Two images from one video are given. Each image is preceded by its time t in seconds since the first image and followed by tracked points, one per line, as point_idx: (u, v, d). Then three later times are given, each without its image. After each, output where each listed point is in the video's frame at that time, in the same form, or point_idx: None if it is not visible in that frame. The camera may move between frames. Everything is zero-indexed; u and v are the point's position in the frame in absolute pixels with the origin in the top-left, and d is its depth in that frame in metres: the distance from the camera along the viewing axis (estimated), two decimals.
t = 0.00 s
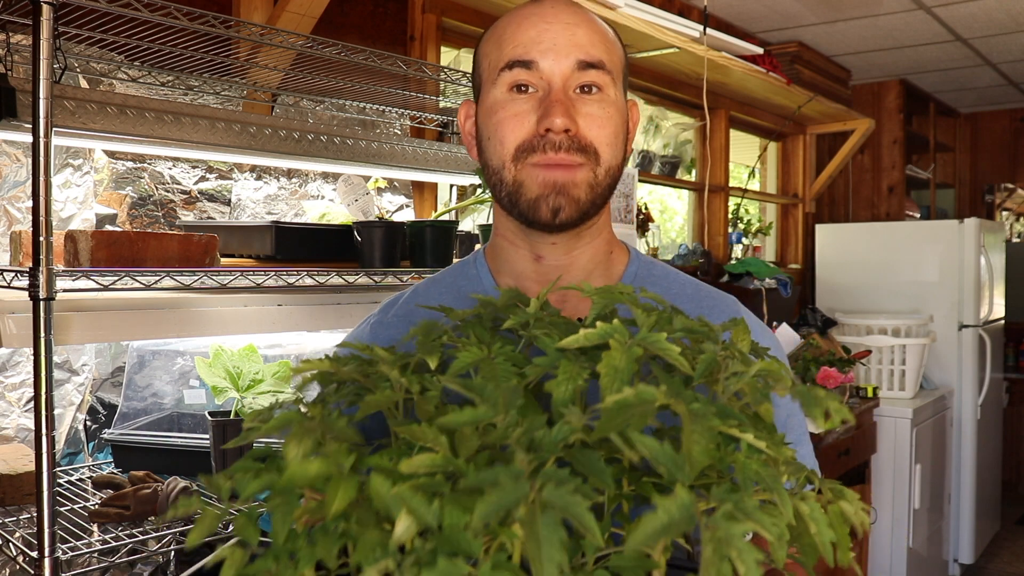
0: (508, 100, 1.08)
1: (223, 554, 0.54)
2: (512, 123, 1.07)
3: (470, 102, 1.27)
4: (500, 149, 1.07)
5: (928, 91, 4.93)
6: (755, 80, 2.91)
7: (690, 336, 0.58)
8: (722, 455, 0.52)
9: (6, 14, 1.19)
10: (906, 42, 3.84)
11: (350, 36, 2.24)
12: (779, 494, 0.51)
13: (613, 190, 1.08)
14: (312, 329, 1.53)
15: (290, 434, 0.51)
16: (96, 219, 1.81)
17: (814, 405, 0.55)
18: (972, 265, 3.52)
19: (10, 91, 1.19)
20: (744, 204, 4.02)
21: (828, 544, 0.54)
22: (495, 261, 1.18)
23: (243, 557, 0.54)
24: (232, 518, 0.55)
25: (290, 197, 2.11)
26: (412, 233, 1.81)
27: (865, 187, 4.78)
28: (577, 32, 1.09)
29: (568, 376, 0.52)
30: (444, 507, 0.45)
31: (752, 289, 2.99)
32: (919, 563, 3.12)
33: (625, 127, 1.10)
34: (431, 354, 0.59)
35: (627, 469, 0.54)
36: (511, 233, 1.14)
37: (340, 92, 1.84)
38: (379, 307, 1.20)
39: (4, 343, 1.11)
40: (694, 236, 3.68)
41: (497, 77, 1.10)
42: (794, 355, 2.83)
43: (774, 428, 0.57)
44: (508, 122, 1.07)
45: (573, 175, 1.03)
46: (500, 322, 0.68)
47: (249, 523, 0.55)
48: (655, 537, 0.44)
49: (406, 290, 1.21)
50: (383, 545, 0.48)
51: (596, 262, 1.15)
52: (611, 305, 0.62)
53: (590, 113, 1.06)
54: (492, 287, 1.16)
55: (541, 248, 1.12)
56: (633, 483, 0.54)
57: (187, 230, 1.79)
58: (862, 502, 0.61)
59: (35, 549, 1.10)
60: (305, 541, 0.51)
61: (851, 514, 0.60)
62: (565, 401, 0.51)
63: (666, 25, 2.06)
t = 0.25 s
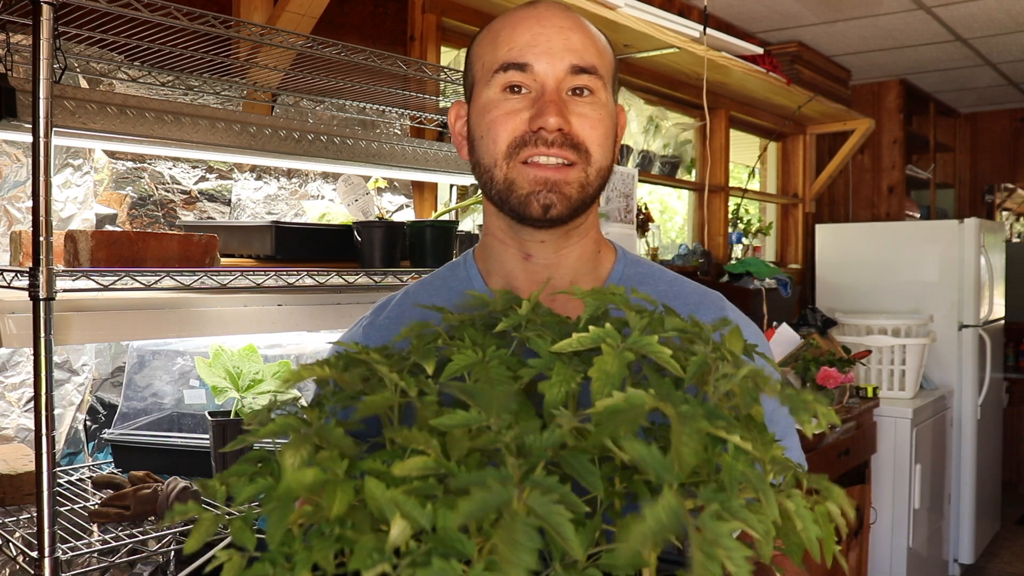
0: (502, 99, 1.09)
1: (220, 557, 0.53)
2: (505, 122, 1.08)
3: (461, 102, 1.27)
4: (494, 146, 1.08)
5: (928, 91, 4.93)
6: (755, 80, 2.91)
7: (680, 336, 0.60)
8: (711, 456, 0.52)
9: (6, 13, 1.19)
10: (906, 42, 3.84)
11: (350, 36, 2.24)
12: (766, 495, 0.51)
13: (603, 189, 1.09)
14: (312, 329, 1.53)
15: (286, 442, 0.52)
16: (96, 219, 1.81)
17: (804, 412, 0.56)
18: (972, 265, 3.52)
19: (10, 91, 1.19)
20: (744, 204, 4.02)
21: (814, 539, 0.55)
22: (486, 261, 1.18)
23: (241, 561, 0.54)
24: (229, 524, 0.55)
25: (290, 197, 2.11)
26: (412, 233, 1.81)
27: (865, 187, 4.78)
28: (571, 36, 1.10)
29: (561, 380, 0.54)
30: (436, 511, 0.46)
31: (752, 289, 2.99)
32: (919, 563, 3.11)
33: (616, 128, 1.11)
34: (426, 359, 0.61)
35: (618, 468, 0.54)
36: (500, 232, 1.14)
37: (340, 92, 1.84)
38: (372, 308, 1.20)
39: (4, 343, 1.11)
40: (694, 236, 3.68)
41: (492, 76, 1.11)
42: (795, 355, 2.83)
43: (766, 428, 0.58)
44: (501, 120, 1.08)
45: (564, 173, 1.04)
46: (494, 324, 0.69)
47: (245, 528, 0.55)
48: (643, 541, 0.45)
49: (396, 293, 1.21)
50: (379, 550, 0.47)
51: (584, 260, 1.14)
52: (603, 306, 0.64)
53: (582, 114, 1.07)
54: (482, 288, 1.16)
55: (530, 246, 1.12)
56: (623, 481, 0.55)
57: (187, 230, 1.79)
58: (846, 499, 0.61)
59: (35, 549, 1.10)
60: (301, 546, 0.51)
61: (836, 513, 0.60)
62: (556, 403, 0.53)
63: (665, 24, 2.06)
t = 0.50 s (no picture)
0: (489, 101, 1.09)
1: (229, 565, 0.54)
2: (493, 123, 1.08)
3: (448, 103, 1.27)
4: (481, 147, 1.08)
5: (928, 91, 4.93)
6: (755, 80, 2.91)
7: (673, 342, 0.61)
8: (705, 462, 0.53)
9: (6, 13, 1.19)
10: (906, 42, 3.84)
11: (350, 36, 2.24)
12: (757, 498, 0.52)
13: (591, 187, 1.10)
14: (312, 328, 1.55)
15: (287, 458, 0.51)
16: (96, 219, 1.81)
17: (792, 416, 0.58)
18: (972, 265, 3.52)
19: (10, 91, 1.19)
20: (744, 204, 4.02)
21: (804, 539, 0.56)
22: (476, 261, 1.18)
23: (248, 567, 0.54)
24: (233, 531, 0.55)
25: (290, 197, 2.11)
26: (412, 233, 1.81)
27: (865, 187, 4.78)
28: (556, 37, 1.09)
29: (558, 393, 0.55)
30: (438, 523, 0.47)
31: (752, 289, 2.99)
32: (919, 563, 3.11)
33: (601, 126, 1.11)
34: (424, 368, 0.59)
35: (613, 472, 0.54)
36: (490, 233, 1.14)
37: (340, 92, 1.84)
38: (362, 312, 1.21)
39: (4, 343, 1.11)
40: (694, 236, 3.68)
41: (477, 77, 1.11)
42: (795, 355, 2.83)
43: (755, 429, 0.60)
44: (489, 120, 1.08)
45: (552, 172, 1.04)
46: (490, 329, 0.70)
47: (252, 535, 0.55)
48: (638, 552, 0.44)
49: (388, 294, 1.21)
50: (386, 561, 0.48)
51: (574, 258, 1.15)
52: (597, 313, 0.65)
53: (568, 113, 1.07)
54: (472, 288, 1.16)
55: (519, 245, 1.12)
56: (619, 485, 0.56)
57: (187, 230, 1.79)
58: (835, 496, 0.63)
59: (35, 549, 1.10)
60: (307, 553, 0.52)
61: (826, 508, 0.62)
62: (556, 415, 0.54)
63: (666, 24, 2.06)
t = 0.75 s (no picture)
0: (478, 104, 1.10)
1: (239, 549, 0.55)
2: (483, 126, 1.09)
3: (440, 107, 1.28)
4: (472, 152, 1.09)
5: (928, 91, 4.93)
6: (755, 80, 2.91)
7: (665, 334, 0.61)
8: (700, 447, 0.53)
9: (6, 13, 1.19)
10: (906, 42, 3.84)
11: (350, 37, 2.24)
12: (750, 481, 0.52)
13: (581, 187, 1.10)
14: (312, 328, 1.55)
15: (295, 446, 0.53)
16: (96, 219, 1.81)
17: (776, 401, 0.60)
18: (972, 265, 3.52)
19: (10, 91, 1.19)
20: (744, 204, 4.02)
21: (797, 520, 0.55)
22: (470, 260, 1.18)
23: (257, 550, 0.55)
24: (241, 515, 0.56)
25: (290, 197, 2.11)
26: (412, 233, 1.81)
27: (865, 187, 4.78)
28: (543, 39, 1.10)
29: (557, 381, 0.55)
30: (444, 505, 0.47)
31: (752, 289, 2.99)
32: (919, 563, 3.11)
33: (590, 128, 1.12)
34: (424, 359, 0.60)
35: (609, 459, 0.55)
36: (484, 235, 1.14)
37: (340, 92, 1.84)
38: (358, 310, 1.20)
39: (4, 342, 1.11)
40: (694, 236, 3.68)
41: (465, 84, 1.12)
42: (795, 355, 2.83)
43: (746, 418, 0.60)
44: (478, 125, 1.09)
45: (542, 173, 1.05)
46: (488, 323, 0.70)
47: (259, 517, 0.56)
48: (641, 526, 0.46)
49: (383, 291, 1.21)
50: (391, 541, 0.49)
51: (565, 258, 1.15)
52: (592, 307, 0.65)
53: (557, 115, 1.08)
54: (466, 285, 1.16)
55: (512, 248, 1.13)
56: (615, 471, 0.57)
57: (187, 230, 1.79)
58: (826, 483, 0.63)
59: (35, 549, 1.10)
60: (315, 536, 0.52)
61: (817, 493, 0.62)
62: (554, 403, 0.54)
63: (666, 24, 2.06)
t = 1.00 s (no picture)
0: (466, 112, 1.10)
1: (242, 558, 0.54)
2: (473, 135, 1.09)
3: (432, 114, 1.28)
4: (463, 160, 1.10)
5: (928, 91, 4.93)
6: (755, 80, 2.91)
7: (656, 347, 0.62)
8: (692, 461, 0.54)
9: (6, 13, 1.19)
10: (906, 42, 3.84)
11: (350, 36, 2.24)
12: (740, 493, 0.53)
13: (570, 189, 1.11)
14: (312, 328, 1.56)
15: (298, 457, 0.54)
16: (96, 219, 1.81)
17: (765, 414, 0.60)
18: (972, 265, 3.52)
19: (10, 91, 1.19)
20: (744, 204, 4.02)
21: (783, 530, 0.57)
22: (463, 264, 1.18)
23: (263, 559, 0.53)
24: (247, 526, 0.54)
25: (290, 197, 2.11)
26: (412, 233, 1.82)
27: (865, 187, 4.78)
28: (527, 45, 1.10)
29: (551, 396, 0.55)
30: (444, 519, 0.49)
31: (752, 289, 2.99)
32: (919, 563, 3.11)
33: (577, 130, 1.12)
34: (419, 373, 0.60)
35: (604, 468, 0.55)
36: (475, 235, 1.14)
37: (340, 92, 1.84)
38: (353, 310, 1.20)
39: (4, 343, 1.11)
40: (694, 236, 3.68)
41: (453, 92, 1.12)
42: (795, 355, 2.83)
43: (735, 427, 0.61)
44: (467, 132, 1.10)
45: (530, 179, 1.06)
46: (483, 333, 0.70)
47: (263, 527, 0.54)
48: (632, 540, 0.46)
49: (377, 294, 1.21)
50: (393, 553, 0.50)
51: (557, 259, 1.15)
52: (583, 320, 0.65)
53: (544, 119, 1.08)
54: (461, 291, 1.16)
55: (504, 246, 1.12)
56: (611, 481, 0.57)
57: (187, 230, 1.79)
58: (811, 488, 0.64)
59: (35, 549, 1.10)
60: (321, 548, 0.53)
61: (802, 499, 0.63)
62: (549, 418, 0.54)
63: (666, 25, 2.06)
